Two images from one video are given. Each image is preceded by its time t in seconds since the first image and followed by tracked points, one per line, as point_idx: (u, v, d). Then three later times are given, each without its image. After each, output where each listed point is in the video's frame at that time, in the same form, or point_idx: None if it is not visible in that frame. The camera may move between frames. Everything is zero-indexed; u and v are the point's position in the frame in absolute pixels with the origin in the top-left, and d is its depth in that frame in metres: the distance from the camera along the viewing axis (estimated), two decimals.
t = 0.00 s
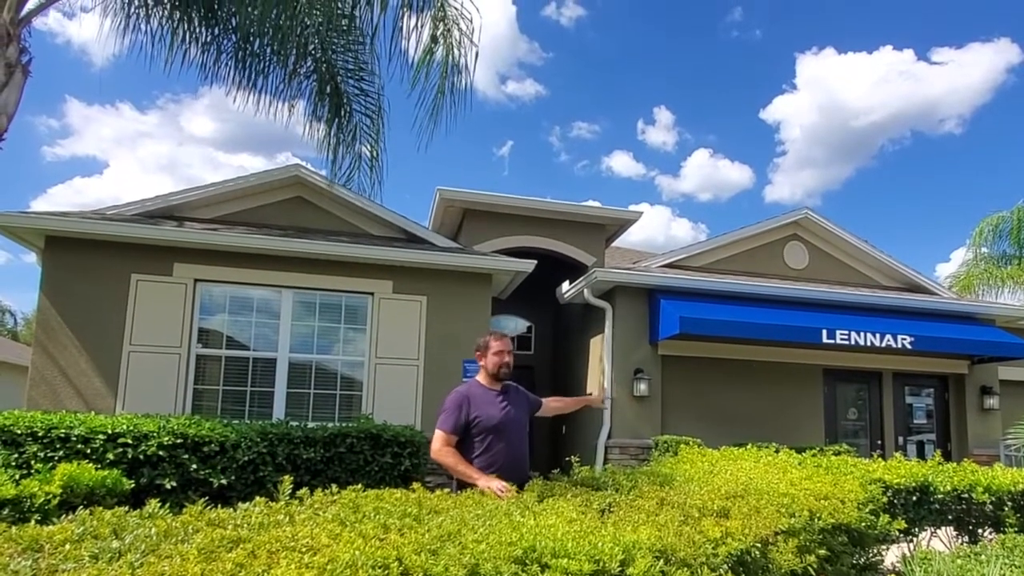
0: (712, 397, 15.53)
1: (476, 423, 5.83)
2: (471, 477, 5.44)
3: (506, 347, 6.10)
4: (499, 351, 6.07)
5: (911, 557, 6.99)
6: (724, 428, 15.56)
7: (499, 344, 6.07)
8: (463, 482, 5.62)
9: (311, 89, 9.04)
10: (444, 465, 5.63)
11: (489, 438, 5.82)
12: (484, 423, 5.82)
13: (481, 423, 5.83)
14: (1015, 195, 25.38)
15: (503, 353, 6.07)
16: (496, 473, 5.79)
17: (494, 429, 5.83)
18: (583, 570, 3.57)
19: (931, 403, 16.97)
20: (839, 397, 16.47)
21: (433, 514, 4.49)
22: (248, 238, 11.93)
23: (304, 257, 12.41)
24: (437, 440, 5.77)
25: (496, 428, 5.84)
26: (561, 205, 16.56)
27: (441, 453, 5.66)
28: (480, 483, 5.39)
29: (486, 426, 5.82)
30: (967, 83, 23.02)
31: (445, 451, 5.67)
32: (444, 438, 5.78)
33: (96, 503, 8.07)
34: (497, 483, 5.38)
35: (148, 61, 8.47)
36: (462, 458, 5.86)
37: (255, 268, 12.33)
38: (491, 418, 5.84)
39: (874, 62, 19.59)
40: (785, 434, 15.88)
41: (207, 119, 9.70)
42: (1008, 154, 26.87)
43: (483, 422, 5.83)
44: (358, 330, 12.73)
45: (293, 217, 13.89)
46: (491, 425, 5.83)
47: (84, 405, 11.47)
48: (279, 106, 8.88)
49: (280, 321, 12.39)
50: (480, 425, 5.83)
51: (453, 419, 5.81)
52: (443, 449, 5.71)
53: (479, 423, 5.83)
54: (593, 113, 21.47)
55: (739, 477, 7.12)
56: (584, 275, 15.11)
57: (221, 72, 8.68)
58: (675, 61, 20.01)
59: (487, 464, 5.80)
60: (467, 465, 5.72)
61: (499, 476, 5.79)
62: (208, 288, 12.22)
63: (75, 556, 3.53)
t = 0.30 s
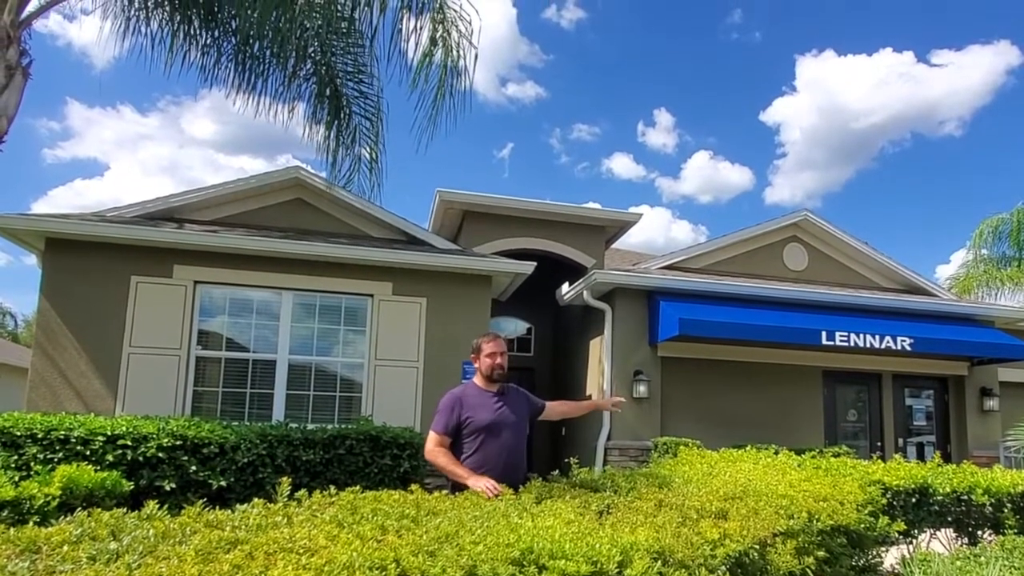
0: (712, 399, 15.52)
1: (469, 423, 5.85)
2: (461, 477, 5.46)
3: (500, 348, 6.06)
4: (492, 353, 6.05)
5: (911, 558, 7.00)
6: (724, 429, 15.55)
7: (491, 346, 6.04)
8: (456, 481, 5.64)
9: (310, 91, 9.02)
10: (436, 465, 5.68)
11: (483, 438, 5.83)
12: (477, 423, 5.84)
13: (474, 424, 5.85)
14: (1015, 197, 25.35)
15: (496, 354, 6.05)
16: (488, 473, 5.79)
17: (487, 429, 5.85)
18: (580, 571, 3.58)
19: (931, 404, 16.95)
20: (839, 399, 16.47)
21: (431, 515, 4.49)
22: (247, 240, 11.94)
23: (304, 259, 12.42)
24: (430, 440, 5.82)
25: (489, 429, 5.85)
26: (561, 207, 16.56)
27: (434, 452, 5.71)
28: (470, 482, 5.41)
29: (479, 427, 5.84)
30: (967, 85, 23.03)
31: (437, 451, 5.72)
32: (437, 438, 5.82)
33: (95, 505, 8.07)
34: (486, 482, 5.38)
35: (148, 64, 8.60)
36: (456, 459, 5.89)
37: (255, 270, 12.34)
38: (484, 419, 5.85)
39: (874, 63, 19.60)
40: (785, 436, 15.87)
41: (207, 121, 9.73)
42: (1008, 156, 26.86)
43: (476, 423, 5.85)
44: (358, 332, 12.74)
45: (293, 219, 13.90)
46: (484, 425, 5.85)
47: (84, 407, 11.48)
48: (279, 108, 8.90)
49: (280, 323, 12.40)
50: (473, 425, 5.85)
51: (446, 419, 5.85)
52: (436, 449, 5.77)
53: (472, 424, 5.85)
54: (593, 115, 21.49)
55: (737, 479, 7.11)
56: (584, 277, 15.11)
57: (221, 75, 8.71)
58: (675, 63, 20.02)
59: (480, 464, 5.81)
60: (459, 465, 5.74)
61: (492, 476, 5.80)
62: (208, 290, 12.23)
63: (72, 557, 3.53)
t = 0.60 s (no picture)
0: (712, 400, 15.53)
1: (465, 424, 5.88)
2: (454, 477, 5.48)
3: (498, 350, 6.07)
4: (490, 355, 6.05)
5: (909, 559, 7.00)
6: (723, 430, 15.55)
7: (490, 347, 6.04)
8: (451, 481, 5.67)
9: (310, 92, 8.99)
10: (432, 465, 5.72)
11: (479, 439, 5.84)
12: (473, 424, 5.86)
13: (470, 425, 5.87)
14: (1015, 198, 25.32)
15: (494, 356, 6.05)
16: (484, 474, 5.80)
17: (482, 430, 5.86)
18: (577, 571, 3.58)
19: (931, 405, 16.94)
20: (838, 400, 16.47)
21: (428, 516, 4.50)
22: (247, 241, 11.96)
23: (304, 259, 12.44)
24: (428, 441, 5.88)
25: (484, 430, 5.86)
26: (561, 208, 16.57)
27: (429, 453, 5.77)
28: (462, 482, 5.42)
29: (475, 428, 5.86)
30: (967, 86, 23.04)
31: (433, 451, 5.77)
32: (434, 439, 5.87)
33: (94, 506, 8.09)
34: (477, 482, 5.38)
35: (148, 65, 8.64)
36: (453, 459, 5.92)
37: (254, 270, 12.36)
38: (480, 420, 5.87)
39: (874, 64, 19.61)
40: (784, 436, 15.87)
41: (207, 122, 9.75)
42: (1009, 157, 26.86)
43: (472, 424, 5.87)
44: (357, 332, 12.75)
45: (293, 220, 13.91)
46: (479, 426, 5.86)
47: (84, 407, 11.50)
48: (279, 109, 8.90)
49: (280, 324, 12.42)
50: (469, 426, 5.87)
51: (442, 420, 5.90)
52: (433, 450, 5.81)
53: (468, 425, 5.87)
54: (593, 116, 21.49)
55: (736, 479, 7.11)
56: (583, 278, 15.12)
57: (219, 76, 8.73)
58: (674, 64, 20.04)
59: (476, 465, 5.83)
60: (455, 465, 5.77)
61: (488, 477, 5.80)
62: (208, 291, 12.24)
63: (70, 557, 3.54)
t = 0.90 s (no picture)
0: (711, 401, 15.53)
1: (464, 425, 5.91)
2: (451, 477, 5.51)
3: (500, 352, 6.06)
4: (492, 357, 6.05)
5: (907, 560, 7.01)
6: (723, 431, 15.55)
7: (492, 349, 6.04)
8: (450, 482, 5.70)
9: (309, 93, 8.98)
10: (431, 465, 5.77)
11: (478, 440, 5.86)
12: (472, 426, 5.88)
13: (469, 426, 5.90)
14: (1015, 199, 25.32)
15: (496, 358, 6.05)
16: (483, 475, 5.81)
17: (482, 431, 5.88)
18: (574, 572, 3.59)
19: (930, 406, 16.94)
20: (837, 400, 16.47)
21: (426, 516, 4.51)
22: (247, 242, 11.98)
23: (303, 261, 12.46)
24: (428, 441, 5.94)
25: (484, 431, 5.88)
26: (560, 209, 16.58)
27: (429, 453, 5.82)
28: (460, 482, 5.44)
29: (474, 429, 5.88)
30: (966, 87, 23.05)
31: (432, 452, 5.82)
32: (434, 440, 5.93)
33: (93, 507, 8.10)
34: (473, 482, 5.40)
35: (147, 66, 8.68)
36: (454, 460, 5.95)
37: (254, 272, 12.38)
38: (479, 422, 5.89)
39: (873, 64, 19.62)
40: (784, 437, 15.87)
41: (207, 124, 9.77)
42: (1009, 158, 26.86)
43: (470, 425, 5.90)
44: (357, 333, 12.76)
45: (292, 221, 13.93)
46: (478, 427, 5.88)
47: (83, 409, 11.52)
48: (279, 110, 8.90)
49: (279, 325, 12.43)
50: (468, 428, 5.90)
51: (442, 421, 5.94)
52: (433, 450, 5.87)
53: (467, 426, 5.90)
54: (593, 118, 21.51)
55: (734, 480, 7.11)
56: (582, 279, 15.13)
57: (217, 77, 8.77)
58: (674, 65, 20.07)
59: (475, 466, 5.84)
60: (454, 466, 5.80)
61: (487, 478, 5.81)
62: (208, 292, 12.26)
63: (68, 558, 3.55)
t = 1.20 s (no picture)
0: (711, 402, 15.54)
1: (469, 426, 5.93)
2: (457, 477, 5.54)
3: (504, 354, 6.07)
4: (496, 359, 6.06)
5: (905, 561, 7.03)
6: (722, 432, 15.56)
7: (496, 352, 6.05)
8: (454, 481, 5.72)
9: (309, 96, 9.01)
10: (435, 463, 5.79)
11: (481, 441, 5.88)
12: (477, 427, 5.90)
13: (474, 426, 5.92)
14: (1014, 200, 25.32)
15: (500, 360, 6.06)
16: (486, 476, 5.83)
17: (486, 432, 5.90)
18: (572, 572, 3.60)
19: (929, 408, 16.95)
20: (836, 402, 16.47)
21: (425, 517, 4.52)
22: (247, 244, 12.01)
23: (303, 262, 12.47)
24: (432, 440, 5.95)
25: (488, 433, 5.90)
26: (559, 210, 16.60)
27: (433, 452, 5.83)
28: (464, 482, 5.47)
29: (478, 430, 5.90)
30: (966, 89, 23.07)
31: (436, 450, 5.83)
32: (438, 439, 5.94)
33: (93, 509, 8.11)
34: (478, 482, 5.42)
35: (147, 68, 8.73)
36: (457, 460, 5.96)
37: (253, 273, 12.41)
38: (484, 423, 5.92)
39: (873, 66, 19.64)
40: (783, 438, 15.88)
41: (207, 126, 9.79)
42: (1008, 160, 26.88)
43: (475, 426, 5.92)
44: (356, 335, 12.77)
45: (292, 223, 13.95)
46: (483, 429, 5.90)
47: (83, 410, 11.53)
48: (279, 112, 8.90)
49: (279, 327, 12.45)
50: (472, 429, 5.92)
51: (447, 421, 5.96)
52: (436, 449, 5.88)
53: (472, 427, 5.92)
54: (593, 120, 21.53)
55: (732, 481, 7.12)
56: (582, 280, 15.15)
57: (216, 79, 8.80)
58: (673, 67, 20.10)
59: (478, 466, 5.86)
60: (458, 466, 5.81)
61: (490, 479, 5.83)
62: (208, 293, 12.28)
63: (68, 559, 3.57)
